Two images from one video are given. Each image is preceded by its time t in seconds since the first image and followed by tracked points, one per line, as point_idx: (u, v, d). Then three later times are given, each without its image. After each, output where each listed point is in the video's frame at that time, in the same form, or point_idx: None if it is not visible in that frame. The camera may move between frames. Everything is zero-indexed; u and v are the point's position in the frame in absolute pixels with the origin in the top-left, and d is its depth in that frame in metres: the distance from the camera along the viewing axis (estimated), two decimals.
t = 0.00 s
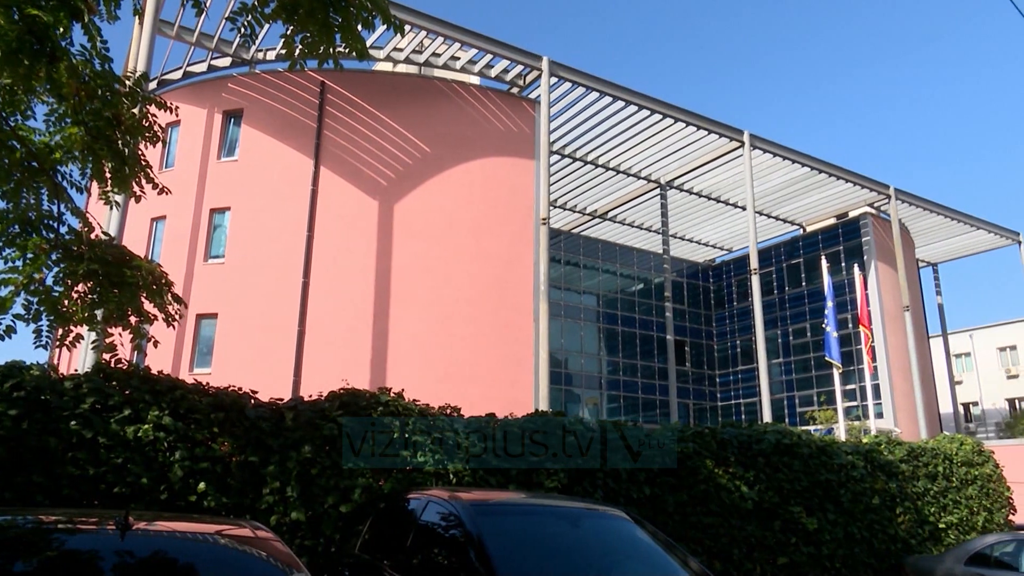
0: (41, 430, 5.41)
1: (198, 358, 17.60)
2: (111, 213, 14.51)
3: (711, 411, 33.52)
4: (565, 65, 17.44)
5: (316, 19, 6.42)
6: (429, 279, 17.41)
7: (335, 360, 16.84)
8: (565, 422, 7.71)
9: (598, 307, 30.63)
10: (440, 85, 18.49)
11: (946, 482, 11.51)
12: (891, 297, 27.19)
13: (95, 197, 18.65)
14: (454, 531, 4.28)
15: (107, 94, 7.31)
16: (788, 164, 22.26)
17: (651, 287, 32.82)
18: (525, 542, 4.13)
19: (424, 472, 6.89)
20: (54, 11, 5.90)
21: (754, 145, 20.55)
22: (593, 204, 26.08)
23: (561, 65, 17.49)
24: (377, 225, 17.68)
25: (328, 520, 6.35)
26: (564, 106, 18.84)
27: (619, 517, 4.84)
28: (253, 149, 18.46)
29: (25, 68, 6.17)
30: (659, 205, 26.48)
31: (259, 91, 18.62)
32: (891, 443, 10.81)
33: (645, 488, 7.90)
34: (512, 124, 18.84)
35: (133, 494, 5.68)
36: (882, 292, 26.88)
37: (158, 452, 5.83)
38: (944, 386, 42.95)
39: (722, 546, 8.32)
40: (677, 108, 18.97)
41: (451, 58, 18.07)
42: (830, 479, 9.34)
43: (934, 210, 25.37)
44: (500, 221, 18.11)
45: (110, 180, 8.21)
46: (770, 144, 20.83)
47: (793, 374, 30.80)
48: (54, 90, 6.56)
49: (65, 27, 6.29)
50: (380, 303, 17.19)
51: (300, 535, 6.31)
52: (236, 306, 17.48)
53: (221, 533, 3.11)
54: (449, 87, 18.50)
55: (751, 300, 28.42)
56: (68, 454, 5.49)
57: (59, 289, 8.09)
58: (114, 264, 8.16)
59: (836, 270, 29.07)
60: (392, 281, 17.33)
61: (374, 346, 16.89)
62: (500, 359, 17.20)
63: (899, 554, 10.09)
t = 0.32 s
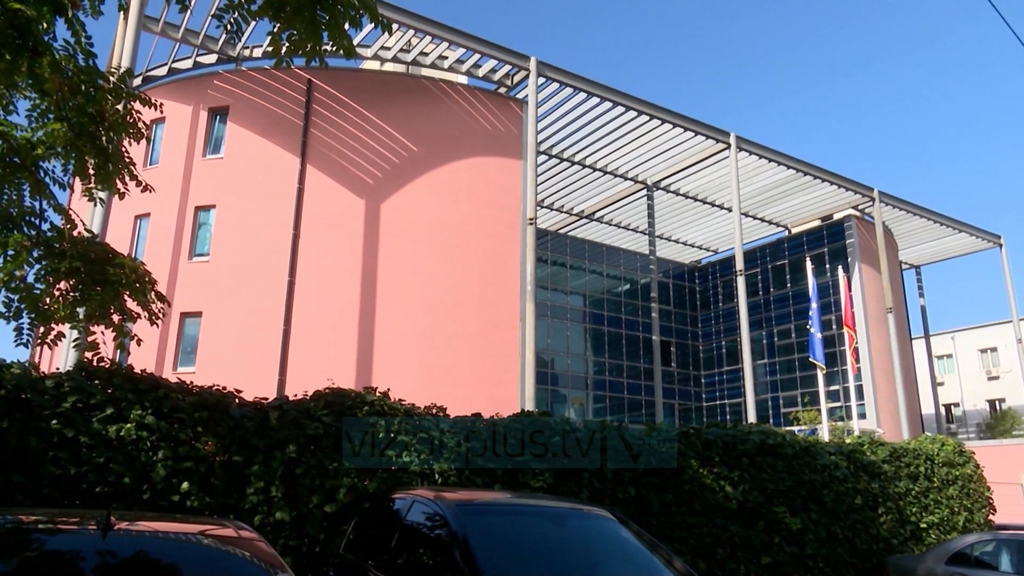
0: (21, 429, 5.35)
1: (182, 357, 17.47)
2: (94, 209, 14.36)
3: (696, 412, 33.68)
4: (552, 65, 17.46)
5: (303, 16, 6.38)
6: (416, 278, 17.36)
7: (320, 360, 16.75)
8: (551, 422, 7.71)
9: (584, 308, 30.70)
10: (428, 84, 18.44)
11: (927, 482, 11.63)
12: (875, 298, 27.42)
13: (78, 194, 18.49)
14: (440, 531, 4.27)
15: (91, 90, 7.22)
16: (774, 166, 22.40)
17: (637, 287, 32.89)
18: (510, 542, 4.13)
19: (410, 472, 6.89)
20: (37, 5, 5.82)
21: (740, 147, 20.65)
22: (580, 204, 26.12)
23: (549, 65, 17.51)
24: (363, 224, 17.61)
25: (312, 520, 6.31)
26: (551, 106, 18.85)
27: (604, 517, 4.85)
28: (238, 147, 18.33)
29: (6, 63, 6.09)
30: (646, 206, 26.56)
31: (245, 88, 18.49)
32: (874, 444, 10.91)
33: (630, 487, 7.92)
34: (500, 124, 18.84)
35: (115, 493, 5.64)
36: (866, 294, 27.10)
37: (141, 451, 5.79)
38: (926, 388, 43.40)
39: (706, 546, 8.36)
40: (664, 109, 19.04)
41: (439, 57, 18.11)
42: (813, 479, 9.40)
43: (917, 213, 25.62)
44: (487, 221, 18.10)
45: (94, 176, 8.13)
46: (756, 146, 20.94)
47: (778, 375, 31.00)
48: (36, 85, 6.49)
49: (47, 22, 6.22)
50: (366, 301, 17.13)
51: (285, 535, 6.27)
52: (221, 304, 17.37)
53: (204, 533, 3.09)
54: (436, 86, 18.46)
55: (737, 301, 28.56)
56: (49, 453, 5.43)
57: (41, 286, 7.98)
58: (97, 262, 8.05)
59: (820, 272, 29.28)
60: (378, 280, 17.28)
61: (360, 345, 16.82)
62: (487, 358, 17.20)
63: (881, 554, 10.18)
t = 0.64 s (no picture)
0: None
1: (163, 355, 17.33)
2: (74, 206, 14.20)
3: (679, 412, 33.85)
4: (539, 66, 17.47)
5: (289, 14, 6.33)
6: (400, 278, 17.31)
7: (303, 358, 16.67)
8: (536, 422, 7.73)
9: (569, 308, 30.77)
10: (414, 83, 18.39)
11: (906, 482, 11.76)
12: (856, 300, 27.66)
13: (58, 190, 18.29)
14: (423, 531, 4.26)
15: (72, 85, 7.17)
16: (757, 168, 22.56)
17: (622, 288, 32.98)
18: (494, 543, 4.12)
19: (393, 472, 6.86)
20: None
21: (725, 149, 20.76)
22: (565, 205, 26.15)
23: (534, 65, 17.51)
24: (347, 223, 17.54)
25: (294, 520, 6.27)
26: (537, 106, 18.87)
27: (587, 516, 4.86)
28: (222, 144, 18.19)
29: None
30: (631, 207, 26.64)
31: (229, 85, 18.35)
32: (854, 444, 11.01)
33: (613, 487, 7.95)
34: (485, 124, 18.83)
35: (94, 493, 5.59)
36: (848, 295, 27.34)
37: (121, 450, 5.73)
38: (906, 389, 43.85)
39: (689, 546, 8.41)
40: (649, 111, 19.11)
41: (425, 56, 18.02)
42: (795, 479, 9.47)
43: (898, 216, 25.87)
44: (472, 221, 18.08)
45: (74, 173, 8.03)
46: (741, 148, 21.06)
47: (760, 375, 31.23)
48: (17, 80, 6.42)
49: (28, 15, 6.13)
50: (350, 300, 17.06)
51: (266, 535, 6.23)
52: (203, 302, 17.23)
53: (185, 533, 3.07)
54: (422, 85, 18.41)
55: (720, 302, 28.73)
56: (27, 452, 5.37)
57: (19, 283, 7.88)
58: (76, 259, 7.97)
59: (802, 274, 29.52)
60: (363, 279, 17.22)
61: (344, 344, 16.76)
62: (471, 358, 17.18)
63: (861, 553, 10.27)
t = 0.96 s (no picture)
0: None
1: (143, 354, 17.17)
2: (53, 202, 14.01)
3: (662, 413, 34.02)
4: (524, 66, 17.48)
5: (272, 11, 6.29)
6: (384, 277, 17.25)
7: (285, 357, 16.55)
8: (518, 422, 7.73)
9: (553, 308, 30.84)
10: (399, 81, 18.33)
11: (885, 482, 11.89)
12: (837, 302, 27.90)
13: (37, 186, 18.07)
14: (405, 531, 4.25)
15: (52, 80, 7.10)
16: (740, 170, 22.70)
17: (606, 288, 33.05)
18: (475, 543, 4.12)
19: (375, 471, 6.82)
20: None
21: (708, 151, 20.86)
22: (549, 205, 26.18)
23: (520, 65, 17.52)
24: (331, 221, 17.45)
25: (275, 519, 6.22)
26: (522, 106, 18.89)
27: (569, 516, 4.87)
28: (204, 141, 18.03)
29: None
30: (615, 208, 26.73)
31: (211, 81, 18.20)
32: (834, 445, 11.12)
33: (596, 487, 7.96)
34: (470, 124, 18.81)
35: (71, 493, 5.53)
36: (829, 297, 27.58)
37: (99, 449, 5.67)
38: (885, 390, 44.32)
39: (671, 545, 8.45)
40: (633, 112, 19.17)
41: (411, 56, 17.97)
42: (775, 479, 9.54)
43: (879, 219, 26.14)
44: (456, 221, 18.05)
45: (53, 168, 7.92)
46: (724, 150, 21.19)
47: (742, 376, 31.45)
48: None
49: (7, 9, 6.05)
50: (333, 299, 16.97)
51: (247, 535, 6.19)
52: (184, 301, 17.08)
53: (164, 534, 3.04)
54: (407, 84, 18.36)
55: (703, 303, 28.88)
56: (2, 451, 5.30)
57: None
58: (55, 256, 7.83)
59: (784, 275, 29.75)
60: (346, 277, 17.14)
61: (326, 343, 16.68)
62: (454, 358, 17.15)
63: (840, 553, 10.36)
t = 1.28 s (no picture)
0: None
1: (121, 352, 16.98)
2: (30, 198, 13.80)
3: (643, 413, 34.19)
4: (507, 66, 17.48)
5: (255, 7, 6.24)
6: (366, 276, 17.18)
7: (265, 356, 16.42)
8: (499, 423, 7.73)
9: (535, 308, 30.88)
10: (382, 80, 18.26)
11: (862, 482, 12.02)
12: (817, 304, 28.18)
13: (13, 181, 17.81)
14: (385, 531, 4.23)
15: (29, 73, 6.99)
16: (722, 172, 22.85)
17: (588, 289, 33.12)
18: (456, 543, 4.11)
19: (356, 471, 6.82)
20: None
21: (691, 153, 20.97)
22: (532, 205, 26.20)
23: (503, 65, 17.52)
24: (313, 220, 17.34)
25: (255, 520, 6.18)
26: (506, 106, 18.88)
27: (550, 516, 4.88)
28: (185, 137, 17.84)
29: None
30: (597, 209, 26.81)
31: (192, 77, 18.01)
32: (813, 445, 11.22)
33: (577, 487, 7.98)
34: (454, 123, 18.78)
35: (46, 493, 5.45)
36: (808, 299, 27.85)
37: (75, 449, 5.60)
38: (863, 392, 44.80)
39: (650, 545, 8.49)
40: (617, 113, 19.24)
41: (394, 54, 17.91)
42: (754, 480, 9.61)
43: (858, 222, 26.42)
44: (439, 221, 18.03)
45: (28, 164, 7.80)
46: (707, 152, 21.31)
47: (722, 377, 31.67)
48: None
49: None
50: (314, 297, 16.86)
51: (225, 535, 6.14)
52: (163, 298, 16.91)
53: (141, 533, 3.01)
54: (390, 82, 18.29)
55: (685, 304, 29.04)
56: None
57: None
58: (30, 252, 7.70)
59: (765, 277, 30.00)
60: (328, 276, 17.04)
61: (307, 342, 16.57)
62: (436, 357, 17.12)
63: (817, 552, 10.46)
